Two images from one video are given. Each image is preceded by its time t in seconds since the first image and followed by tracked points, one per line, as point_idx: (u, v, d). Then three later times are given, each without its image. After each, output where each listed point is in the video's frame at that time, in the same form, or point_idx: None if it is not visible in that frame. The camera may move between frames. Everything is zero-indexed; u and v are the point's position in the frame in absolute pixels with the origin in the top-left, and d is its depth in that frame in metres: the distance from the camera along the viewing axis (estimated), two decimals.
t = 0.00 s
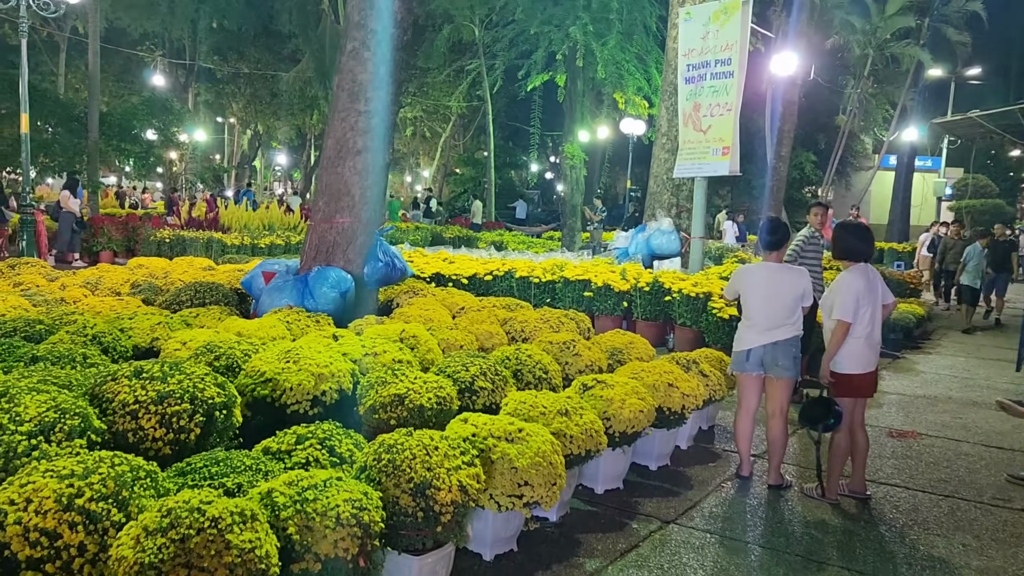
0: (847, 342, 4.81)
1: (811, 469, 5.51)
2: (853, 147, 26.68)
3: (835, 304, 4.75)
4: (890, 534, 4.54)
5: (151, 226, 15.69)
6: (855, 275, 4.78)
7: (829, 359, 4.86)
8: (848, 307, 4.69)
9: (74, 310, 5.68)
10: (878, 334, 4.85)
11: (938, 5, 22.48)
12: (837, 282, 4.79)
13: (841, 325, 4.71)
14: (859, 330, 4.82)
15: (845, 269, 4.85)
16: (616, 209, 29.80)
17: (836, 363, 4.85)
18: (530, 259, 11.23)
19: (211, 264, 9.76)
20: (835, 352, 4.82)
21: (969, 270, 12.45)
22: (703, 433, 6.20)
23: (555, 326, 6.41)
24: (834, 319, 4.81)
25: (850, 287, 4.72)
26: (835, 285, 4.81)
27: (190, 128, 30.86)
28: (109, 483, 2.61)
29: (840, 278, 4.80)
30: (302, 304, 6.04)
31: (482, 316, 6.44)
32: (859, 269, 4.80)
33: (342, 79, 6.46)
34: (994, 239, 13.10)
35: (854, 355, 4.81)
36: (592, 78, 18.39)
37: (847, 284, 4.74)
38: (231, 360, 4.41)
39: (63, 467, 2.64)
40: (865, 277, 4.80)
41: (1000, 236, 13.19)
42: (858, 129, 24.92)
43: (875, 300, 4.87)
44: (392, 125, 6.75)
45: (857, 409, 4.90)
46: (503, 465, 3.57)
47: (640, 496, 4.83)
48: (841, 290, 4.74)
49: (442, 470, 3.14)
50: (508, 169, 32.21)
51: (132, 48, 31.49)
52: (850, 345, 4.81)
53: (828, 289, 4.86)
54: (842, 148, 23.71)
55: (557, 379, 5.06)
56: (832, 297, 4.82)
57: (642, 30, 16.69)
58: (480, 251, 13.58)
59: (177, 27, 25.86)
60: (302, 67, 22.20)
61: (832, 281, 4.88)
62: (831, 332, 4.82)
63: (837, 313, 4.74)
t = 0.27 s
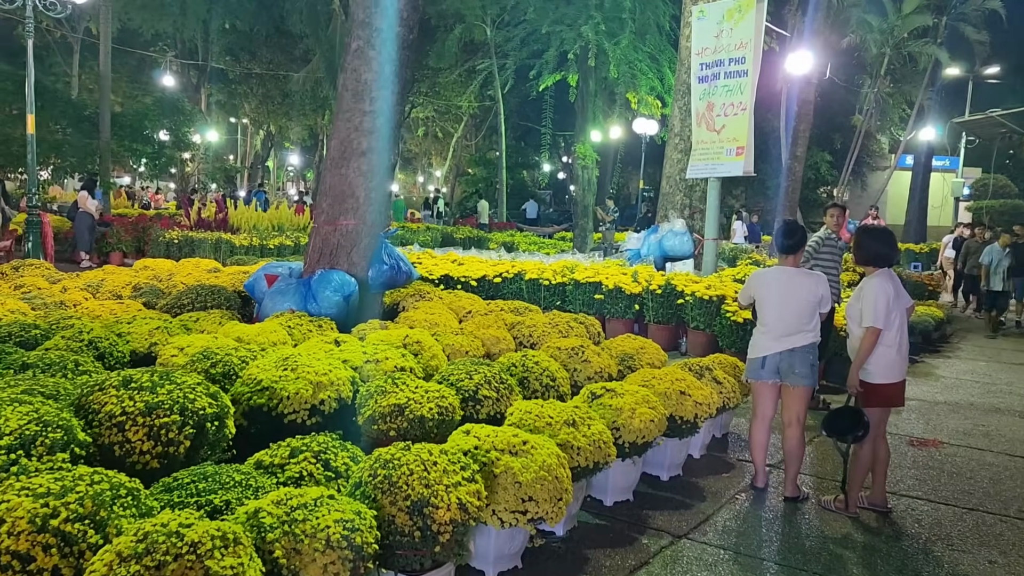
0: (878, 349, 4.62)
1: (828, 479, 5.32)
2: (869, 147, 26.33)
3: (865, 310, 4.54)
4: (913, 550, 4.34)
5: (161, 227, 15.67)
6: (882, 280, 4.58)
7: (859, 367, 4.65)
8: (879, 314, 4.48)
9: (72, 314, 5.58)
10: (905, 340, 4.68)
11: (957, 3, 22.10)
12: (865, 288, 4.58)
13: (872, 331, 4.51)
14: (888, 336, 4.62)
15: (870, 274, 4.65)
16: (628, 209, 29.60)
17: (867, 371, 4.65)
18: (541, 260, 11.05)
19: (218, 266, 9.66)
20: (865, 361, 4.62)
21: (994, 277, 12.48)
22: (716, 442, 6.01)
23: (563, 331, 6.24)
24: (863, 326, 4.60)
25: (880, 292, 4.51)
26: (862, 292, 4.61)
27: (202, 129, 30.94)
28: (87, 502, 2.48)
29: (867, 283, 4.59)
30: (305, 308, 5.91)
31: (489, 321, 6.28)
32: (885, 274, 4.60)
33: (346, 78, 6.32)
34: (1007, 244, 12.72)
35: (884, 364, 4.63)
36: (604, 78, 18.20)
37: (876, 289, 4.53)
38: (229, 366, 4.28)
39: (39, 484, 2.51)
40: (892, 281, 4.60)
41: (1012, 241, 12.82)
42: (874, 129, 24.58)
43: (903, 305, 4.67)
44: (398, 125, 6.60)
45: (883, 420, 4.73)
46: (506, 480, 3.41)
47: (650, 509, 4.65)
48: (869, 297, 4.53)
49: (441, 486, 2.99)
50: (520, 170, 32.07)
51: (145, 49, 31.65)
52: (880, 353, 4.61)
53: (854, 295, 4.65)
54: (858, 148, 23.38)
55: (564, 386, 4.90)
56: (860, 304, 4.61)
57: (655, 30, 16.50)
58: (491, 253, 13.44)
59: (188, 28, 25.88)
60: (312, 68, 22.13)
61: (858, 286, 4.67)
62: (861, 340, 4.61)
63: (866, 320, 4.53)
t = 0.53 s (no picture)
0: (903, 353, 4.32)
1: (839, 488, 5.14)
2: (877, 148, 26.08)
3: (887, 313, 4.25)
4: (926, 563, 4.17)
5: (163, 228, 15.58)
6: (902, 281, 4.28)
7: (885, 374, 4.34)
8: (903, 317, 4.18)
9: (62, 316, 5.46)
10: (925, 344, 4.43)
11: (968, 2, 21.82)
12: (886, 291, 4.28)
13: (896, 337, 4.20)
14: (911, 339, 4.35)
15: (889, 276, 4.35)
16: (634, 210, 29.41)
17: (895, 378, 4.34)
18: (544, 262, 10.90)
19: (217, 266, 9.54)
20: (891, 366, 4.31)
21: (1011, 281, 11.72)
22: (721, 447, 5.84)
23: (565, 333, 6.09)
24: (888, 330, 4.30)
25: (901, 294, 4.22)
26: (881, 294, 4.32)
27: (208, 130, 30.90)
28: (52, 515, 2.34)
29: (886, 286, 4.30)
30: (300, 309, 5.78)
31: (489, 323, 6.13)
32: (905, 274, 4.30)
33: (343, 74, 6.18)
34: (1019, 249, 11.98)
35: (911, 369, 4.32)
36: (610, 78, 18.04)
37: (897, 291, 4.24)
38: (217, 370, 4.14)
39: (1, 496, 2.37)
40: (912, 282, 4.30)
41: None
42: (883, 129, 24.35)
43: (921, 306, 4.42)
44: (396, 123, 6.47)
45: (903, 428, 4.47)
46: (501, 490, 3.25)
47: (653, 519, 4.49)
48: (889, 299, 4.24)
49: (431, 497, 2.84)
50: (526, 170, 31.93)
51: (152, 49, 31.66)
52: (906, 358, 4.31)
53: (874, 298, 4.35)
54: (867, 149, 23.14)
55: (565, 391, 4.74)
56: (881, 307, 4.32)
57: (661, 29, 16.33)
58: (494, 253, 13.29)
59: (193, 28, 25.82)
60: (318, 67, 22.05)
61: (877, 289, 4.38)
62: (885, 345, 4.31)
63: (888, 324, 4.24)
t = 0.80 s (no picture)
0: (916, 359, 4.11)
1: (841, 497, 4.96)
2: (880, 149, 25.90)
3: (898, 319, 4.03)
4: None
5: (159, 229, 15.45)
6: (915, 284, 4.06)
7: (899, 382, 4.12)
8: (916, 323, 3.97)
9: (43, 319, 5.32)
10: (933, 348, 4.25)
11: (971, 1, 21.62)
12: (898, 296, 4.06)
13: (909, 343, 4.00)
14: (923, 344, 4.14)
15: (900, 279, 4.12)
16: (636, 212, 29.24)
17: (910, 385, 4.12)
18: (542, 263, 10.76)
19: (210, 268, 9.39)
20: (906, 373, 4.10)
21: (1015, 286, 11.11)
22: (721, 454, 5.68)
23: (561, 336, 5.93)
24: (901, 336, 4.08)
25: (914, 300, 3.99)
26: (894, 299, 4.10)
27: (208, 131, 30.79)
28: None
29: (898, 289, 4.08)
30: (288, 312, 5.63)
31: (482, 326, 5.97)
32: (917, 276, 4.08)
33: (331, 71, 6.05)
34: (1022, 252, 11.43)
35: (925, 375, 4.12)
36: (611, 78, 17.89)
37: (910, 295, 4.01)
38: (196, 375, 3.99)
39: None
40: (926, 285, 4.08)
41: None
42: (886, 130, 24.16)
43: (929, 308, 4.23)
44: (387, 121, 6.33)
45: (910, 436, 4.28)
46: (485, 503, 3.09)
47: (649, 530, 4.33)
48: (902, 304, 4.02)
49: (408, 513, 2.68)
50: (527, 172, 31.78)
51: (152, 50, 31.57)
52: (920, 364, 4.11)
53: (887, 302, 4.13)
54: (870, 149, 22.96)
55: (558, 397, 4.58)
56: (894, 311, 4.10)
57: (662, 28, 16.18)
58: (492, 255, 13.13)
59: (192, 30, 25.74)
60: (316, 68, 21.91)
61: (887, 293, 4.16)
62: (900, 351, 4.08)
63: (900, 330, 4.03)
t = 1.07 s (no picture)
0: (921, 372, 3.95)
1: (837, 509, 4.81)
2: (877, 150, 25.79)
3: (911, 328, 3.83)
4: None
5: (149, 231, 15.29)
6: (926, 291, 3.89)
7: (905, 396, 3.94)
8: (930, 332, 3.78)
9: (16, 325, 5.16)
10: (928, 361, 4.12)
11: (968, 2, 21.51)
12: (909, 303, 3.87)
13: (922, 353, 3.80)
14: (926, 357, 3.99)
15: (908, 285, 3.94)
16: (632, 213, 29.12)
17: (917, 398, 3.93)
18: (535, 266, 10.61)
19: (196, 271, 9.22)
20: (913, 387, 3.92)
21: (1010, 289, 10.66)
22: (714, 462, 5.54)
23: (550, 342, 5.78)
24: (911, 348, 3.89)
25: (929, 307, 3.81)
26: (903, 305, 3.91)
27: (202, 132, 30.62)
28: None
29: (909, 296, 3.88)
30: (269, 318, 5.48)
31: (470, 332, 5.82)
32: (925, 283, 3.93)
33: (316, 70, 5.90)
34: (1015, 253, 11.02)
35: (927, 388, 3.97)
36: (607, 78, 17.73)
37: (923, 303, 3.83)
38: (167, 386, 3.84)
39: None
40: (934, 293, 3.94)
41: None
42: (882, 131, 24.06)
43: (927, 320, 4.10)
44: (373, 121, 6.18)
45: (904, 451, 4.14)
46: (463, 523, 2.95)
47: (639, 544, 4.18)
48: (915, 311, 3.83)
49: (379, 536, 2.54)
50: (523, 173, 31.65)
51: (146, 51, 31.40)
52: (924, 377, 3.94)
53: (897, 309, 3.93)
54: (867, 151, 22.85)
55: (545, 407, 4.43)
56: (903, 319, 3.90)
57: (658, 29, 16.04)
58: (485, 257, 12.99)
59: (186, 30, 25.58)
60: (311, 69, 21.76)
61: (894, 300, 3.96)
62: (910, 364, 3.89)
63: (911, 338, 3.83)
